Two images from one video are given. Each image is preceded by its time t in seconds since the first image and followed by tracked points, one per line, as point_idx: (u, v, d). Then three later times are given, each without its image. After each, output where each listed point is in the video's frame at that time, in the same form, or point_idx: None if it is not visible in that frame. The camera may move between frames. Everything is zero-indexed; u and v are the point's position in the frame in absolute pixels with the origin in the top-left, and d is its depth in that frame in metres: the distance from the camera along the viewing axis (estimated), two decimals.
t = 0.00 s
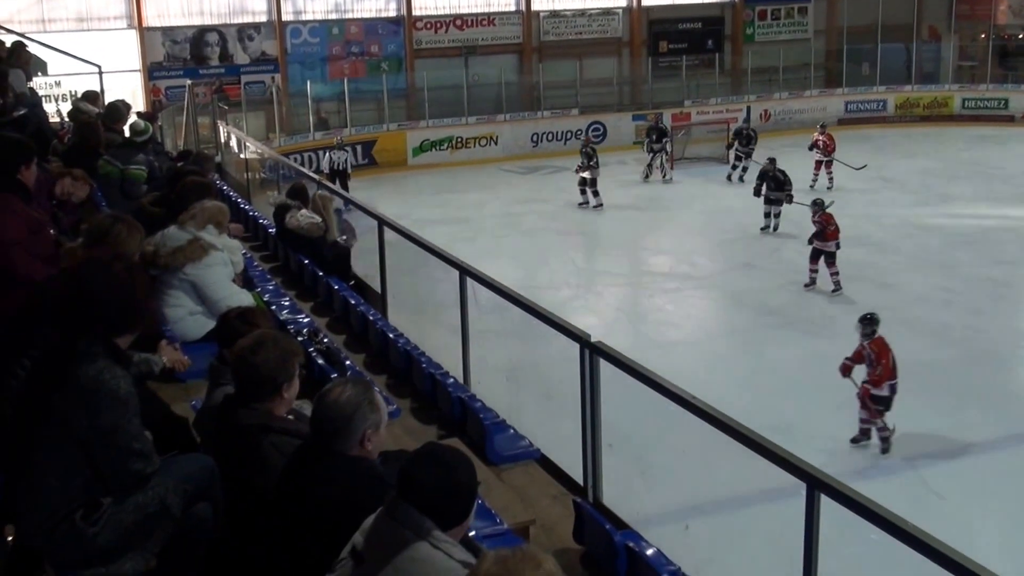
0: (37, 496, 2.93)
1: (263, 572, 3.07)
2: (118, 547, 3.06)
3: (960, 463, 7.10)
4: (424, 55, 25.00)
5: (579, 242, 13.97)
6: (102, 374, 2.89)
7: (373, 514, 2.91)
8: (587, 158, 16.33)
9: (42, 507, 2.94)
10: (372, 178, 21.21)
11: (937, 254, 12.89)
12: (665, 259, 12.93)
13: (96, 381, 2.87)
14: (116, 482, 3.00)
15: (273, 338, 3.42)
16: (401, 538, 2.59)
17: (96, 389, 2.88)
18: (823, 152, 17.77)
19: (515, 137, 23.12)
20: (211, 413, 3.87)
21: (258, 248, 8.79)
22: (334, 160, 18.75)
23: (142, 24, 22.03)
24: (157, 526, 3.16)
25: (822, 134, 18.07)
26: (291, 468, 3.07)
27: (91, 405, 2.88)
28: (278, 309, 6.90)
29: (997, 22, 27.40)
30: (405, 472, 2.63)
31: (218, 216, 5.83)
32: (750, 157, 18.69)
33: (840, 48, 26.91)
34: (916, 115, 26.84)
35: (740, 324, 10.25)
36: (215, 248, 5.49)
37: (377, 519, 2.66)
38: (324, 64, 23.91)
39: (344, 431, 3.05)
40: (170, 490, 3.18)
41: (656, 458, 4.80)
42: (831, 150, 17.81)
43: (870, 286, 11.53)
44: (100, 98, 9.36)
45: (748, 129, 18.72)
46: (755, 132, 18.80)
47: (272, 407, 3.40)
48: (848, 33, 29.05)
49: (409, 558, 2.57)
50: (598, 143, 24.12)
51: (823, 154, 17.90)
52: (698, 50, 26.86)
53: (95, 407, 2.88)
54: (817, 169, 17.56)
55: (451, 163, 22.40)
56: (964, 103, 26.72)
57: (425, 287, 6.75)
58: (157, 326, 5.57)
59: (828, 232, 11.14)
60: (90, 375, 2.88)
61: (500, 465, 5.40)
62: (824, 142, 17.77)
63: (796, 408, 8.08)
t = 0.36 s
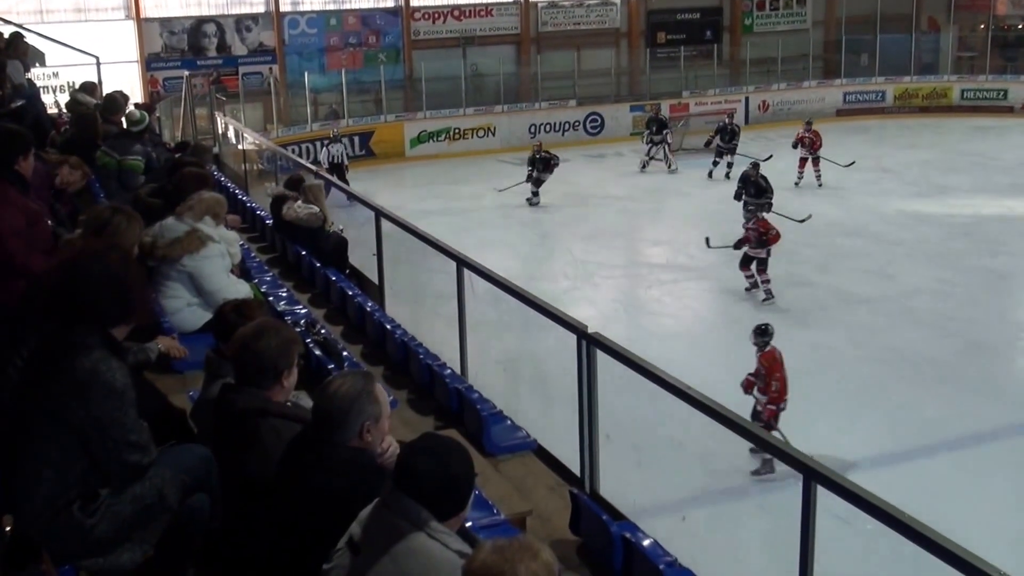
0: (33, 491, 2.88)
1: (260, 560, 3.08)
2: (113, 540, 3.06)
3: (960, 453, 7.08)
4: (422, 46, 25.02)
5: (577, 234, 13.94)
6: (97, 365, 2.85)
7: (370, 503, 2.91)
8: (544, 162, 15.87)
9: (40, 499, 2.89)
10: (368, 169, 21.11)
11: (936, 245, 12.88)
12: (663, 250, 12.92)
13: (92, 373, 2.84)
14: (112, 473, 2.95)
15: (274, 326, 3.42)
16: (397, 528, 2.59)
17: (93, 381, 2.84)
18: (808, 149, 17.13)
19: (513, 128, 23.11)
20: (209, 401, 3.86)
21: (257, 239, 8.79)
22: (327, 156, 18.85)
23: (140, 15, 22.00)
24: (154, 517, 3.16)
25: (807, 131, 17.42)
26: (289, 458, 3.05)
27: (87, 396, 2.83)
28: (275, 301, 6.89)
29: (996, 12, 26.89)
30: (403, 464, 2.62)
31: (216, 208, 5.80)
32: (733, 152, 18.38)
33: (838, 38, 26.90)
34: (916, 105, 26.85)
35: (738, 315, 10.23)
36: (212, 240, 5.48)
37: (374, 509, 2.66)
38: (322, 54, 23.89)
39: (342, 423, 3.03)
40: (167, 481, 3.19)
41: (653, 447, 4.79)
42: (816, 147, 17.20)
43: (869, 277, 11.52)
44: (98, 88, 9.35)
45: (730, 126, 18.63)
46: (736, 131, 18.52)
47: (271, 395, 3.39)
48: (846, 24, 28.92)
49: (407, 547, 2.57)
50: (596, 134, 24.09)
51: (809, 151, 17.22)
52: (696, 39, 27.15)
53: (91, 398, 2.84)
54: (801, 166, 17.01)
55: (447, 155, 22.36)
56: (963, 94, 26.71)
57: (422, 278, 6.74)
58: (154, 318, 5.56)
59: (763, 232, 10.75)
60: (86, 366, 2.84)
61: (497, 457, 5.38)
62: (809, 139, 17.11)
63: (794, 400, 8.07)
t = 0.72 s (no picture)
0: (30, 487, 2.89)
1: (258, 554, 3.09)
2: (111, 534, 3.06)
3: (956, 448, 7.10)
4: (421, 41, 24.94)
5: (575, 229, 13.92)
6: (95, 361, 2.85)
7: (369, 498, 2.92)
8: (503, 171, 14.82)
9: (37, 495, 2.91)
10: (366, 164, 21.08)
11: (934, 240, 12.90)
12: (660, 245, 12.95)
13: (90, 369, 2.84)
14: (109, 468, 2.96)
15: (273, 320, 3.43)
16: (397, 523, 2.60)
17: (91, 377, 2.85)
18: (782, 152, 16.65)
19: (511, 124, 23.14)
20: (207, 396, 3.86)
21: (254, 234, 8.80)
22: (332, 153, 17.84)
23: (137, 10, 21.99)
24: (151, 512, 3.15)
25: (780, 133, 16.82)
26: (290, 452, 3.05)
27: (84, 393, 2.84)
28: (274, 296, 6.88)
29: (994, 7, 26.84)
30: (402, 458, 2.62)
31: (215, 203, 5.79)
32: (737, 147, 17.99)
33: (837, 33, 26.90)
34: (914, 100, 26.92)
35: (736, 310, 10.25)
36: (211, 235, 5.48)
37: (372, 504, 2.67)
38: (319, 50, 23.90)
39: (344, 418, 3.03)
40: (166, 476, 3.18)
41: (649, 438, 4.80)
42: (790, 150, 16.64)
43: (867, 272, 11.54)
44: (95, 83, 9.34)
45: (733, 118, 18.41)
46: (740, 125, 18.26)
47: (271, 388, 3.40)
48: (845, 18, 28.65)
49: (405, 542, 2.58)
50: (594, 130, 24.11)
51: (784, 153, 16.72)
52: (694, 35, 26.86)
53: (89, 395, 2.85)
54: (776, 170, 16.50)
55: (446, 150, 22.35)
56: (960, 89, 26.76)
57: (421, 273, 6.74)
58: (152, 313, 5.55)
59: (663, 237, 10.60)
60: (83, 363, 2.84)
61: (496, 451, 5.37)
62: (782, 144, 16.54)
63: (791, 395, 8.08)
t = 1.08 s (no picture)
0: (28, 487, 2.90)
1: (257, 553, 3.09)
2: (109, 534, 3.06)
3: (954, 446, 7.11)
4: (420, 40, 24.95)
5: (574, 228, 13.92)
6: (92, 361, 2.85)
7: (368, 496, 2.92)
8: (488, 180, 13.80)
9: (35, 495, 2.91)
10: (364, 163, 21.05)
11: (933, 238, 12.92)
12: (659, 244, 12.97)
13: (87, 367, 2.84)
14: (108, 467, 2.97)
15: (272, 319, 3.42)
16: (396, 522, 2.60)
17: (89, 376, 2.85)
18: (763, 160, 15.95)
19: (510, 122, 23.14)
20: (206, 395, 3.86)
21: (253, 233, 8.81)
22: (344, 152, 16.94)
23: (135, 9, 21.99)
24: (150, 511, 3.15)
25: (761, 141, 16.20)
26: (290, 451, 3.05)
27: (83, 391, 2.84)
28: (272, 295, 6.88)
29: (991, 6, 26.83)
30: (401, 457, 2.62)
31: (213, 202, 5.79)
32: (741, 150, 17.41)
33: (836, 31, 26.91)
34: (912, 99, 26.96)
35: (734, 308, 10.26)
36: (210, 235, 5.47)
37: (371, 503, 2.66)
38: (318, 49, 23.90)
39: (346, 417, 3.03)
40: (164, 476, 3.17)
41: (647, 436, 4.81)
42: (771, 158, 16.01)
43: (865, 270, 11.55)
44: (93, 82, 9.32)
45: (743, 123, 17.85)
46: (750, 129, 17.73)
47: (270, 388, 3.40)
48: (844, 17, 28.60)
49: (404, 540, 2.59)
50: (593, 129, 24.12)
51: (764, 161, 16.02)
52: (693, 34, 27.15)
53: (87, 394, 2.85)
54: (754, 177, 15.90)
55: (445, 149, 22.35)
56: (958, 87, 26.81)
57: (420, 272, 6.74)
58: (150, 312, 5.55)
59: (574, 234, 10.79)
60: (81, 362, 2.84)
61: (495, 450, 5.37)
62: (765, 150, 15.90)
63: (789, 394, 8.09)
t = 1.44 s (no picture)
0: (27, 488, 2.89)
1: (258, 552, 3.09)
2: (107, 534, 3.05)
3: (953, 444, 7.12)
4: (419, 39, 24.95)
5: (572, 227, 13.91)
6: (90, 360, 2.86)
7: (368, 496, 2.92)
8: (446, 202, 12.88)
9: (33, 496, 2.91)
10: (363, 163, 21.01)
11: (931, 237, 12.93)
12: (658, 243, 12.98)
13: (85, 367, 2.85)
14: (107, 467, 2.97)
15: (270, 319, 3.41)
16: (394, 521, 2.61)
17: (86, 377, 2.85)
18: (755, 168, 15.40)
19: (509, 122, 23.13)
20: (204, 395, 3.85)
21: (252, 233, 8.81)
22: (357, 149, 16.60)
23: (133, 8, 21.96)
24: (149, 510, 3.15)
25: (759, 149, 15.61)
26: (290, 450, 3.05)
27: (81, 392, 2.84)
28: (271, 295, 6.88)
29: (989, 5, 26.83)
30: (401, 455, 2.63)
31: (213, 202, 5.79)
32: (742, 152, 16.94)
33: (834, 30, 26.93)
34: (910, 98, 26.98)
35: (733, 307, 10.27)
36: (208, 235, 5.48)
37: (370, 503, 2.67)
38: (316, 48, 23.88)
39: (346, 416, 3.03)
40: (163, 476, 3.17)
41: (645, 436, 4.82)
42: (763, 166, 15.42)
43: (864, 268, 11.56)
44: (91, 82, 9.31)
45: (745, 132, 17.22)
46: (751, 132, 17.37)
47: (270, 387, 3.40)
48: (841, 15, 28.74)
49: (403, 538, 2.59)
50: (592, 128, 24.12)
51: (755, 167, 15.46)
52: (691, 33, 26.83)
53: (86, 394, 2.85)
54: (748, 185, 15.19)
55: (443, 148, 22.38)
56: (956, 86, 26.85)
57: (419, 271, 6.74)
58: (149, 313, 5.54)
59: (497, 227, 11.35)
60: (78, 362, 2.84)
61: (494, 449, 5.37)
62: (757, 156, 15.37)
63: (788, 392, 8.10)
